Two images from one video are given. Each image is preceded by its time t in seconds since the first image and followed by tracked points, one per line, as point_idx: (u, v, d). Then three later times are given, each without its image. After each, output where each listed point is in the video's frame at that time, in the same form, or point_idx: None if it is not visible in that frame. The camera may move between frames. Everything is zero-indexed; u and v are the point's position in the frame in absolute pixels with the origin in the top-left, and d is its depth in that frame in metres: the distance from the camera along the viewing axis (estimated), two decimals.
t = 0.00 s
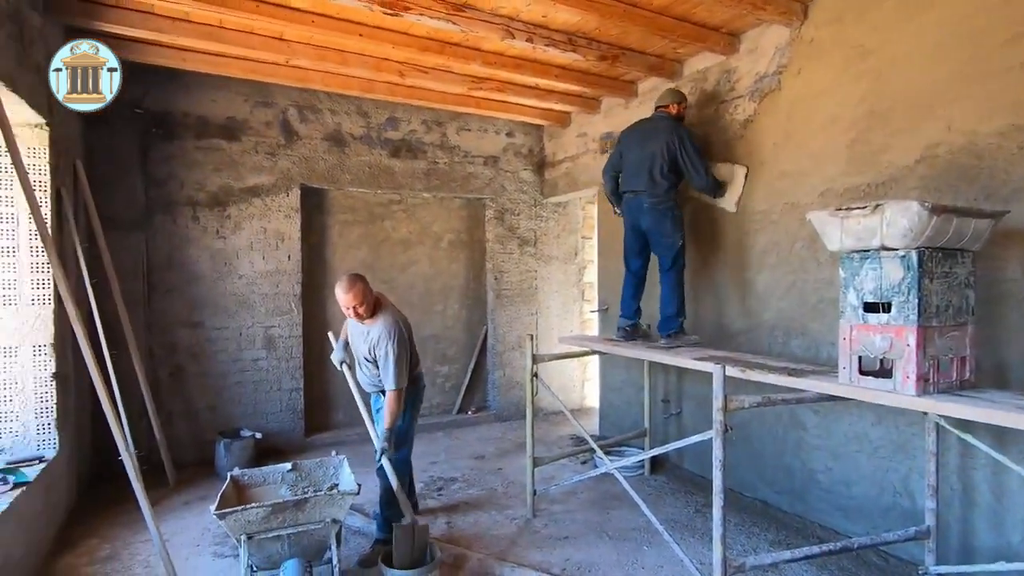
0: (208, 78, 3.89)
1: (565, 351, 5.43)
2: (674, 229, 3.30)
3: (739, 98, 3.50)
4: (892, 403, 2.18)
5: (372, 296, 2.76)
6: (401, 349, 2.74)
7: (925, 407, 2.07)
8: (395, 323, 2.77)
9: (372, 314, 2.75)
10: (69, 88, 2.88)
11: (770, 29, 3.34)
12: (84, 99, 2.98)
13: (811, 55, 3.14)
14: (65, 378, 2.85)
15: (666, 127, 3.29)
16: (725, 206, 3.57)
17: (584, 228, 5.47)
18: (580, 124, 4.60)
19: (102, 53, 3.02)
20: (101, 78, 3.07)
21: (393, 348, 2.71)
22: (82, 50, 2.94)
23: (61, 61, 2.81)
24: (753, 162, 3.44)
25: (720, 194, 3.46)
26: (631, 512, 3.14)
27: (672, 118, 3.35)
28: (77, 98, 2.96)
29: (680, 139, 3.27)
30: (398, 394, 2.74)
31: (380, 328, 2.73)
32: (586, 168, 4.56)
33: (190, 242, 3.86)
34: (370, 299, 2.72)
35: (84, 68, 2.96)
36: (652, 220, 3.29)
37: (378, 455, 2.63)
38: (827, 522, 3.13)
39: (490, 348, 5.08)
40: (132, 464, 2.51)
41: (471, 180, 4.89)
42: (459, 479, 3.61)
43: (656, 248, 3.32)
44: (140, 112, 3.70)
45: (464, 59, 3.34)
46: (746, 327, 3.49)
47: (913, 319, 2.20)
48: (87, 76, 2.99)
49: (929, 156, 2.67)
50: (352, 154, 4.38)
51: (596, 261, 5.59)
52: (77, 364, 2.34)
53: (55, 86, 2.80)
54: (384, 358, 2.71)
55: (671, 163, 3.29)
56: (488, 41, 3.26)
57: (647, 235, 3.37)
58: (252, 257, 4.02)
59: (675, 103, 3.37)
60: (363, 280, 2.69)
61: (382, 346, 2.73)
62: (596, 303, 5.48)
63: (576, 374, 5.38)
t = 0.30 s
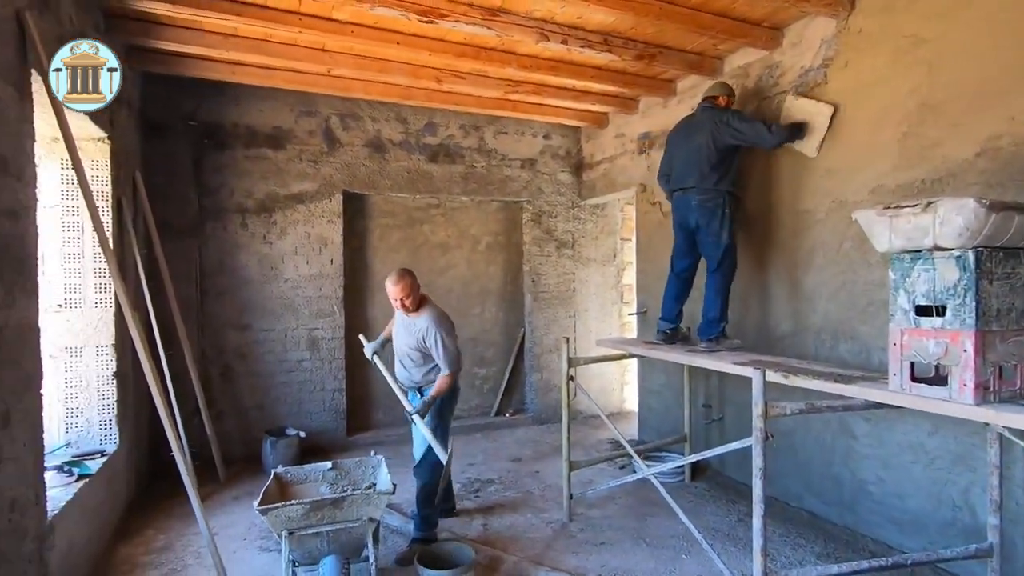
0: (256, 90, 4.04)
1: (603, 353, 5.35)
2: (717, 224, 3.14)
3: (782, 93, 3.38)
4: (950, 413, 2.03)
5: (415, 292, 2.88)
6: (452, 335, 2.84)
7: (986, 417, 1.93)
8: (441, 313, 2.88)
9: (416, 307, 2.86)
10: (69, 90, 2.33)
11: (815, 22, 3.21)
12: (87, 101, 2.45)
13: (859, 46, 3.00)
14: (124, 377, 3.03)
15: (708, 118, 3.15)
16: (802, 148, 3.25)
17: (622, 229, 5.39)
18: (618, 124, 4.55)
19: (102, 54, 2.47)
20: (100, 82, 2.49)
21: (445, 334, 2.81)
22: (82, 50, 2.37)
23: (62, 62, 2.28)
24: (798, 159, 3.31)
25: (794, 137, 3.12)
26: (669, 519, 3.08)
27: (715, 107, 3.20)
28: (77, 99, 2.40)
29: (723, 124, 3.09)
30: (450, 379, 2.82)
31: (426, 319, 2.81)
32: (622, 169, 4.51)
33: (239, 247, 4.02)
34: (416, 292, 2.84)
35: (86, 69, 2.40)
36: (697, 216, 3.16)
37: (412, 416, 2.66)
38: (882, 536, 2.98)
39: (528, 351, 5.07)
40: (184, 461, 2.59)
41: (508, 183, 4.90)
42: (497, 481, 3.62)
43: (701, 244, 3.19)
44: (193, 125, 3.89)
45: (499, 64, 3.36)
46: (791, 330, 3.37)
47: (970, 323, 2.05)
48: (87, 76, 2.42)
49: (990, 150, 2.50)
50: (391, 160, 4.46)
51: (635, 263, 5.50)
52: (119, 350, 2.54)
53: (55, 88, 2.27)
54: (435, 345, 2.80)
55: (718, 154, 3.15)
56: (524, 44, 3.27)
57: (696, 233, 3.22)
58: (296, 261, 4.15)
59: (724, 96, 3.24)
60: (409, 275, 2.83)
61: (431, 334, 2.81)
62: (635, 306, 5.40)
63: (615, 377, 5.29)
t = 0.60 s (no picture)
0: (320, 102, 4.23)
1: (660, 357, 5.20)
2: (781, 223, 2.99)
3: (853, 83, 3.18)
4: None
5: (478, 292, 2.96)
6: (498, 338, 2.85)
7: None
8: (497, 317, 2.92)
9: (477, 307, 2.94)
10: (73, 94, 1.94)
11: (888, 6, 3.01)
12: (88, 100, 1.97)
13: (938, 30, 2.78)
14: (201, 375, 3.25)
15: (772, 115, 3.02)
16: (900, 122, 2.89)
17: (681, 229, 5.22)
18: (675, 122, 4.44)
19: (104, 53, 2.04)
20: (100, 80, 2.01)
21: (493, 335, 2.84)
22: (82, 50, 1.98)
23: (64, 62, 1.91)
24: (870, 153, 3.11)
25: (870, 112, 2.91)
26: (728, 531, 2.98)
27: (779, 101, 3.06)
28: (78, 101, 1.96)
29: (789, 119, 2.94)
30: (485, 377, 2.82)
31: (479, 317, 2.86)
32: (679, 169, 4.40)
33: (304, 252, 4.21)
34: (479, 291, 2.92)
35: (88, 69, 1.97)
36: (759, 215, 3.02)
37: (429, 375, 2.94)
38: (970, 560, 2.73)
39: (583, 354, 5.01)
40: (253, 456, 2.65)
41: (562, 185, 4.87)
42: (551, 484, 3.61)
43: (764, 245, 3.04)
44: (263, 137, 4.12)
45: (551, 67, 3.36)
46: (863, 335, 3.16)
47: None
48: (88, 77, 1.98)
49: None
50: (447, 165, 4.55)
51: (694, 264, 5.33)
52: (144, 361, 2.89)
53: (55, 90, 1.89)
54: (480, 342, 2.84)
55: (786, 152, 3.00)
56: (577, 46, 3.26)
57: (760, 233, 3.06)
58: (357, 265, 4.31)
59: (788, 90, 3.09)
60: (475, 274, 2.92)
61: (480, 331, 2.85)
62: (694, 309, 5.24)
63: (673, 381, 5.13)
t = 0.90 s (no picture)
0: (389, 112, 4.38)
1: (729, 363, 5.00)
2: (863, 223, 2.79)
3: (946, 68, 2.92)
4: None
5: (535, 297, 2.91)
6: (541, 348, 2.82)
7: None
8: (547, 326, 2.86)
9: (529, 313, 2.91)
10: (69, 91, 1.97)
11: None
12: (88, 101, 1.99)
13: None
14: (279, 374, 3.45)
15: (854, 109, 2.81)
16: (998, 180, 2.66)
17: (751, 229, 4.97)
18: (746, 118, 4.26)
19: (106, 53, 2.00)
20: (103, 80, 2.00)
21: (533, 347, 2.82)
22: (82, 50, 1.97)
23: (63, 61, 1.97)
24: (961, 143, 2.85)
25: (965, 172, 2.65)
26: (804, 548, 2.83)
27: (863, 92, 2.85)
28: (77, 100, 1.98)
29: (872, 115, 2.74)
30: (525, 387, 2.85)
31: (526, 325, 2.86)
32: (750, 167, 4.24)
33: (373, 258, 4.38)
34: (532, 298, 2.88)
35: (88, 69, 1.98)
36: (837, 215, 2.83)
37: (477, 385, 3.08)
38: None
39: (648, 359, 4.90)
40: (325, 452, 2.76)
41: (626, 186, 4.79)
42: (614, 491, 3.56)
43: (843, 247, 2.85)
44: (336, 149, 4.32)
45: (612, 68, 3.32)
46: (958, 343, 2.89)
47: None
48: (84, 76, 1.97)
49: None
50: (510, 170, 4.58)
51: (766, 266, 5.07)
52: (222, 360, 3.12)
53: (56, 90, 1.97)
54: (523, 351, 2.85)
55: (867, 147, 2.80)
56: (639, 45, 3.20)
57: (837, 233, 2.87)
58: (423, 269, 4.43)
59: (874, 77, 2.85)
60: (528, 280, 2.87)
61: (525, 341, 2.86)
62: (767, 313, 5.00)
63: (745, 389, 4.91)
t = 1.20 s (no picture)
0: (456, 116, 4.48)
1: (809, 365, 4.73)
2: (962, 217, 2.54)
3: None
4: None
5: (587, 300, 2.90)
6: (594, 352, 2.77)
7: None
8: (600, 327, 2.82)
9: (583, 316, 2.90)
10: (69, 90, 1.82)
11: None
12: (88, 101, 1.84)
13: None
14: (353, 371, 3.62)
15: (966, 92, 2.56)
16: None
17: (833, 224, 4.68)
18: (831, 106, 4.01)
19: (107, 53, 1.92)
20: (104, 83, 1.88)
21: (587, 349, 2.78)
22: (83, 50, 1.86)
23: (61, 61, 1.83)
24: None
25: None
26: (893, 567, 2.63)
27: (972, 76, 2.61)
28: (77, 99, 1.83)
29: (989, 107, 2.51)
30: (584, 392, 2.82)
31: (580, 327, 2.84)
32: (833, 158, 4.00)
33: (441, 259, 4.49)
34: (584, 300, 2.87)
35: (88, 69, 1.86)
36: (931, 206, 2.59)
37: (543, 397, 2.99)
38: None
39: (720, 361, 4.72)
40: (395, 446, 2.84)
41: (695, 183, 4.64)
42: (684, 497, 3.46)
43: (936, 241, 2.60)
44: (405, 154, 4.46)
45: (679, 61, 3.23)
46: None
47: None
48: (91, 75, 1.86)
49: None
50: (575, 169, 4.56)
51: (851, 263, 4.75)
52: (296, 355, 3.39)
53: (55, 91, 1.82)
54: (577, 356, 2.82)
55: (973, 136, 2.56)
56: (708, 36, 3.09)
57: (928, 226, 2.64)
58: (489, 270, 4.49)
59: (981, 63, 2.63)
60: (579, 282, 2.87)
61: (580, 345, 2.83)
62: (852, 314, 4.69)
63: (828, 394, 4.63)
